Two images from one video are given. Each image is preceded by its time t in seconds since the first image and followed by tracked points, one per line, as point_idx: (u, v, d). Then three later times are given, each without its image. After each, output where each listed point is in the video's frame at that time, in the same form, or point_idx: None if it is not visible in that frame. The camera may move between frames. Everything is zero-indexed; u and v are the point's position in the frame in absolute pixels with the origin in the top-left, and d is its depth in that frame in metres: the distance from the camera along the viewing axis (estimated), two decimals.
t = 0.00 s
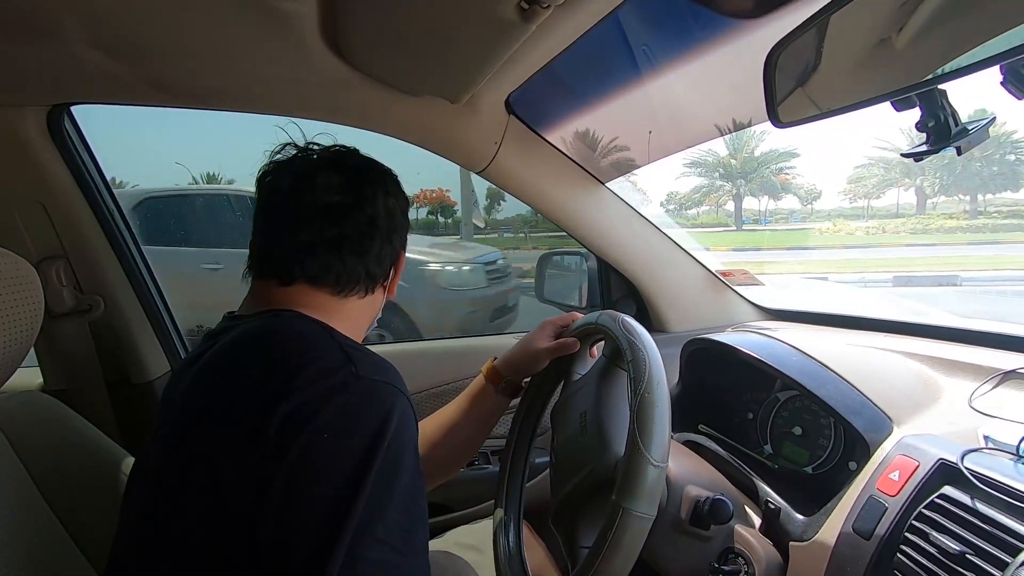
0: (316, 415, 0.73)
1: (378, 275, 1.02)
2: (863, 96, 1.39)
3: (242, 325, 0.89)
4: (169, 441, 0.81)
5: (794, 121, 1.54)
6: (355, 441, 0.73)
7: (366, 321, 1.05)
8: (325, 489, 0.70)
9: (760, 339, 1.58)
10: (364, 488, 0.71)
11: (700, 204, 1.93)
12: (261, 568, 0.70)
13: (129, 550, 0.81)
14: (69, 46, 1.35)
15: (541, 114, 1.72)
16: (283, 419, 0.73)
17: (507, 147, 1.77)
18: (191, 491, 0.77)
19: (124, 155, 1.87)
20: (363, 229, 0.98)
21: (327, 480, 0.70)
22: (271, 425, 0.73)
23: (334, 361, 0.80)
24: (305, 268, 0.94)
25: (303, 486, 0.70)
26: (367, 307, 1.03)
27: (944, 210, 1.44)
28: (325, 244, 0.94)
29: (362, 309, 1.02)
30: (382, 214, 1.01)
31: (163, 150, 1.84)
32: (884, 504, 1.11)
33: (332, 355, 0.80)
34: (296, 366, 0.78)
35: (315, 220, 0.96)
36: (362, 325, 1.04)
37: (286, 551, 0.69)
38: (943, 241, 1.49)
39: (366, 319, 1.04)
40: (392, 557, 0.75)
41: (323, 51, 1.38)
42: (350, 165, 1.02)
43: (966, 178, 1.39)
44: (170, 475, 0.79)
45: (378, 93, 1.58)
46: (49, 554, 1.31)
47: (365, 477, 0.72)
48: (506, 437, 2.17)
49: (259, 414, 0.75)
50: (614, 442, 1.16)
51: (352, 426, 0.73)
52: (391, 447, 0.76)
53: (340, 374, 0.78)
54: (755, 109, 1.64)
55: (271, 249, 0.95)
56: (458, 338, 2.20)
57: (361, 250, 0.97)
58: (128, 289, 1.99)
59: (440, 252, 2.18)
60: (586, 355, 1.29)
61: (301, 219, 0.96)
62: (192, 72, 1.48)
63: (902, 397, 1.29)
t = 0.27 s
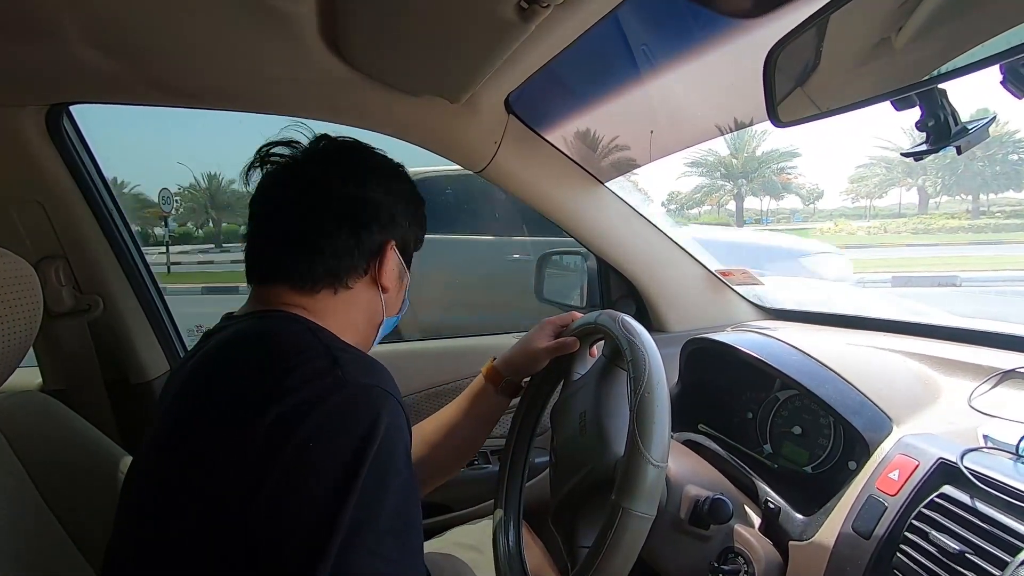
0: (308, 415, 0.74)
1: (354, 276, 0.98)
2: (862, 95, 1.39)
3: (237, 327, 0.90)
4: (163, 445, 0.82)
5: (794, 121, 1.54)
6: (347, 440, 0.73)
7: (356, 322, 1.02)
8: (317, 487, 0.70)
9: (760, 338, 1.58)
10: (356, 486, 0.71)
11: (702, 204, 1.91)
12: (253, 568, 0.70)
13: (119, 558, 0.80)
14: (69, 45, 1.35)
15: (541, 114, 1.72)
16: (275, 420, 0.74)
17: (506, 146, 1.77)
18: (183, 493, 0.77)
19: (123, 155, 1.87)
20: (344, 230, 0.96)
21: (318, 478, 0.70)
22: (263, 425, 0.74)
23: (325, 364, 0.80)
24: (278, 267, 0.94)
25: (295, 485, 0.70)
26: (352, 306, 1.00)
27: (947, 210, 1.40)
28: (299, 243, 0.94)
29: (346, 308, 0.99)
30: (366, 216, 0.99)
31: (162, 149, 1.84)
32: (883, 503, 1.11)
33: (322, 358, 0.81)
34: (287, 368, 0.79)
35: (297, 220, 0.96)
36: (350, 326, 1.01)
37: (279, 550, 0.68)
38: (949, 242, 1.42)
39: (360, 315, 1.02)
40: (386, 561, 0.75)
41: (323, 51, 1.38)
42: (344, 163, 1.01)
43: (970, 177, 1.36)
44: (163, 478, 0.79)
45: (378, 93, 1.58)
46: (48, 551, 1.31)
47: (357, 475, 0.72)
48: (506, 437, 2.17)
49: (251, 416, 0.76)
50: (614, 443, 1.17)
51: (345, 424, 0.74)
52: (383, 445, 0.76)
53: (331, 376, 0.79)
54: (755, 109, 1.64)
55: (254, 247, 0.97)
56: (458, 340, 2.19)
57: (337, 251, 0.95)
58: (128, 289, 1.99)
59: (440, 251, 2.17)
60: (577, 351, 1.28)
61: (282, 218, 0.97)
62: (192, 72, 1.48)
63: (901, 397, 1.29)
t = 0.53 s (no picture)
0: (302, 422, 0.74)
1: (305, 270, 0.97)
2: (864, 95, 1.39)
3: (228, 331, 0.90)
4: (158, 450, 0.81)
5: (798, 120, 1.54)
6: (344, 441, 0.74)
7: (325, 315, 1.01)
8: (317, 488, 0.71)
9: (764, 338, 1.57)
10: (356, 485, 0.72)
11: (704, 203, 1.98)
12: None
13: (116, 564, 0.79)
14: (69, 44, 1.35)
15: (542, 113, 1.72)
16: (270, 425, 0.74)
17: (508, 146, 1.77)
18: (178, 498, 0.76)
19: (123, 154, 1.87)
20: (293, 234, 0.95)
21: (318, 480, 0.71)
22: (259, 431, 0.74)
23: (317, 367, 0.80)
24: (244, 273, 0.99)
25: (294, 488, 0.70)
26: (312, 299, 0.98)
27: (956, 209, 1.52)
28: (260, 250, 0.97)
29: (304, 300, 0.98)
30: (316, 217, 0.96)
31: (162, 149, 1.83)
32: (887, 502, 1.11)
33: (313, 365, 0.81)
34: (278, 373, 0.79)
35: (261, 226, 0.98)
36: (320, 317, 1.00)
37: (279, 556, 0.69)
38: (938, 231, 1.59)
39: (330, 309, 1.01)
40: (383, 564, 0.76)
41: (324, 50, 1.38)
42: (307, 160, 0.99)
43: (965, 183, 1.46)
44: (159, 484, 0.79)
45: (379, 92, 1.57)
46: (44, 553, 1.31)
47: (358, 474, 0.73)
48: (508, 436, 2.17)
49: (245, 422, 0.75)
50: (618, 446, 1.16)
51: (341, 427, 0.74)
52: (382, 444, 0.76)
53: (323, 380, 0.79)
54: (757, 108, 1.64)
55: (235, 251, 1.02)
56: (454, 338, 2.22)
57: (285, 257, 0.96)
58: (128, 289, 1.98)
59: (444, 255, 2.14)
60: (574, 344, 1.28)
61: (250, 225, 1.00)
62: (193, 71, 1.48)
63: (904, 395, 1.29)
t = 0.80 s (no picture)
0: (267, 455, 0.71)
1: (257, 266, 0.93)
2: (865, 93, 1.39)
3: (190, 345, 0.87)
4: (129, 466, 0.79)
5: (801, 117, 1.54)
6: (310, 475, 0.71)
7: (288, 312, 0.97)
8: (298, 494, 0.70)
9: (765, 338, 1.56)
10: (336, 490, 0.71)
11: (705, 204, 1.93)
12: None
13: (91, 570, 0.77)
14: (64, 39, 1.33)
15: (541, 110, 1.71)
16: (246, 437, 0.73)
17: (507, 143, 1.76)
18: (153, 515, 0.74)
19: (117, 151, 1.86)
20: (236, 232, 0.91)
21: (282, 516, 0.69)
22: (229, 452, 0.72)
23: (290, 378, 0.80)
24: (203, 275, 0.97)
25: (257, 524, 0.68)
26: (268, 296, 0.95)
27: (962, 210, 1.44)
28: (211, 250, 0.94)
29: (258, 301, 0.94)
30: (256, 210, 0.90)
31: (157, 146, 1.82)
32: (888, 503, 1.11)
33: (278, 390, 0.78)
34: (250, 386, 0.78)
35: (208, 223, 0.93)
36: (282, 314, 0.96)
37: None
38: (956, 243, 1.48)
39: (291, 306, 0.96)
40: None
41: (323, 46, 1.36)
42: (243, 141, 0.91)
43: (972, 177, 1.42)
44: (132, 501, 0.76)
45: (377, 88, 1.56)
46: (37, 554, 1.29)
47: (336, 478, 0.72)
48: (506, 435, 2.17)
49: (219, 436, 0.74)
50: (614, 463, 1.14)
51: (314, 447, 0.73)
52: (360, 449, 0.76)
53: (288, 407, 0.76)
54: (758, 107, 1.63)
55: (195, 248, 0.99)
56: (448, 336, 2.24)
57: (234, 257, 0.92)
58: (123, 288, 1.97)
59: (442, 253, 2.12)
60: (586, 330, 1.26)
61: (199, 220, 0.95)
62: (190, 66, 1.46)
63: (905, 394, 1.29)
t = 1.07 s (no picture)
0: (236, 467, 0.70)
1: (224, 267, 0.93)
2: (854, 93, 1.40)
3: (165, 352, 0.86)
4: (100, 470, 0.78)
5: (789, 117, 1.54)
6: (278, 492, 0.70)
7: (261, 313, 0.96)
8: (263, 505, 0.69)
9: (757, 338, 1.57)
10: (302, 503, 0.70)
11: (704, 203, 1.92)
12: None
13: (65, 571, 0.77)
14: (56, 39, 1.34)
15: (533, 110, 1.72)
16: (219, 443, 0.73)
17: (499, 143, 1.77)
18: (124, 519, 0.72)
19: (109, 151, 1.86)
20: (202, 229, 0.91)
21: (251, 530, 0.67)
22: (200, 464, 0.72)
23: (263, 387, 0.80)
24: (172, 274, 0.97)
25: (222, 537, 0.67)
26: (237, 299, 0.95)
27: (957, 210, 1.40)
28: (179, 249, 0.94)
29: (227, 305, 0.94)
30: (222, 206, 0.90)
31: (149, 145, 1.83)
32: (875, 501, 1.12)
33: (250, 402, 0.77)
34: (225, 391, 0.78)
35: (175, 221, 0.93)
36: (253, 319, 0.96)
37: None
38: (945, 242, 1.48)
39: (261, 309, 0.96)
40: None
41: (314, 46, 1.37)
42: (205, 136, 0.90)
43: (976, 178, 1.34)
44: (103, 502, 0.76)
45: (369, 88, 1.56)
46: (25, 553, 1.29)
47: (302, 494, 0.71)
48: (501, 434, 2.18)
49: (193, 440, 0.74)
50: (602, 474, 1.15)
51: (285, 462, 0.72)
52: (327, 466, 0.75)
53: (260, 420, 0.75)
54: (750, 107, 1.64)
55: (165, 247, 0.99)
56: (444, 336, 2.25)
57: (200, 253, 0.92)
58: (116, 288, 1.97)
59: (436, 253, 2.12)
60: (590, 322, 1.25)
61: (164, 218, 0.95)
62: (182, 66, 1.47)
63: (893, 393, 1.30)
